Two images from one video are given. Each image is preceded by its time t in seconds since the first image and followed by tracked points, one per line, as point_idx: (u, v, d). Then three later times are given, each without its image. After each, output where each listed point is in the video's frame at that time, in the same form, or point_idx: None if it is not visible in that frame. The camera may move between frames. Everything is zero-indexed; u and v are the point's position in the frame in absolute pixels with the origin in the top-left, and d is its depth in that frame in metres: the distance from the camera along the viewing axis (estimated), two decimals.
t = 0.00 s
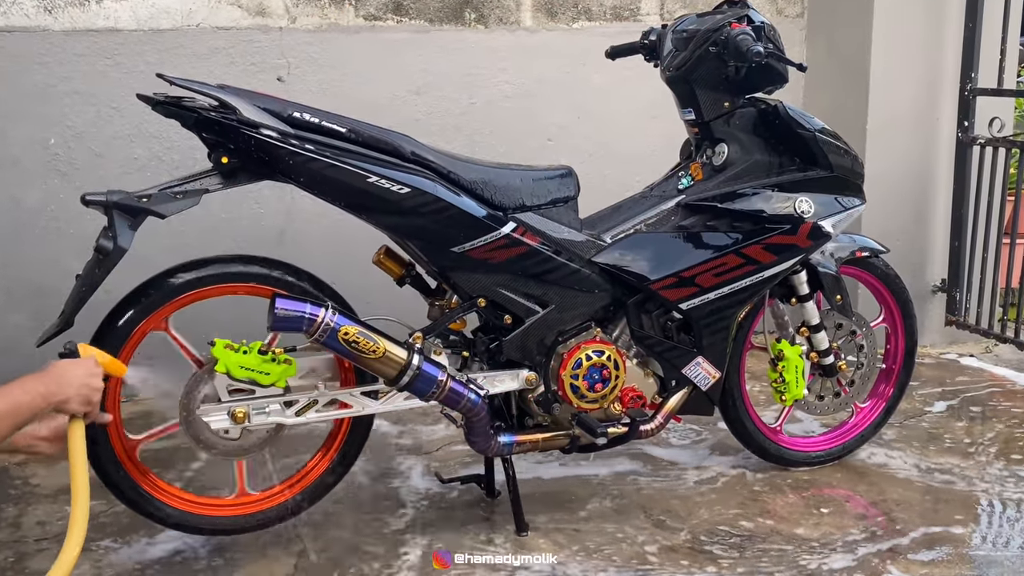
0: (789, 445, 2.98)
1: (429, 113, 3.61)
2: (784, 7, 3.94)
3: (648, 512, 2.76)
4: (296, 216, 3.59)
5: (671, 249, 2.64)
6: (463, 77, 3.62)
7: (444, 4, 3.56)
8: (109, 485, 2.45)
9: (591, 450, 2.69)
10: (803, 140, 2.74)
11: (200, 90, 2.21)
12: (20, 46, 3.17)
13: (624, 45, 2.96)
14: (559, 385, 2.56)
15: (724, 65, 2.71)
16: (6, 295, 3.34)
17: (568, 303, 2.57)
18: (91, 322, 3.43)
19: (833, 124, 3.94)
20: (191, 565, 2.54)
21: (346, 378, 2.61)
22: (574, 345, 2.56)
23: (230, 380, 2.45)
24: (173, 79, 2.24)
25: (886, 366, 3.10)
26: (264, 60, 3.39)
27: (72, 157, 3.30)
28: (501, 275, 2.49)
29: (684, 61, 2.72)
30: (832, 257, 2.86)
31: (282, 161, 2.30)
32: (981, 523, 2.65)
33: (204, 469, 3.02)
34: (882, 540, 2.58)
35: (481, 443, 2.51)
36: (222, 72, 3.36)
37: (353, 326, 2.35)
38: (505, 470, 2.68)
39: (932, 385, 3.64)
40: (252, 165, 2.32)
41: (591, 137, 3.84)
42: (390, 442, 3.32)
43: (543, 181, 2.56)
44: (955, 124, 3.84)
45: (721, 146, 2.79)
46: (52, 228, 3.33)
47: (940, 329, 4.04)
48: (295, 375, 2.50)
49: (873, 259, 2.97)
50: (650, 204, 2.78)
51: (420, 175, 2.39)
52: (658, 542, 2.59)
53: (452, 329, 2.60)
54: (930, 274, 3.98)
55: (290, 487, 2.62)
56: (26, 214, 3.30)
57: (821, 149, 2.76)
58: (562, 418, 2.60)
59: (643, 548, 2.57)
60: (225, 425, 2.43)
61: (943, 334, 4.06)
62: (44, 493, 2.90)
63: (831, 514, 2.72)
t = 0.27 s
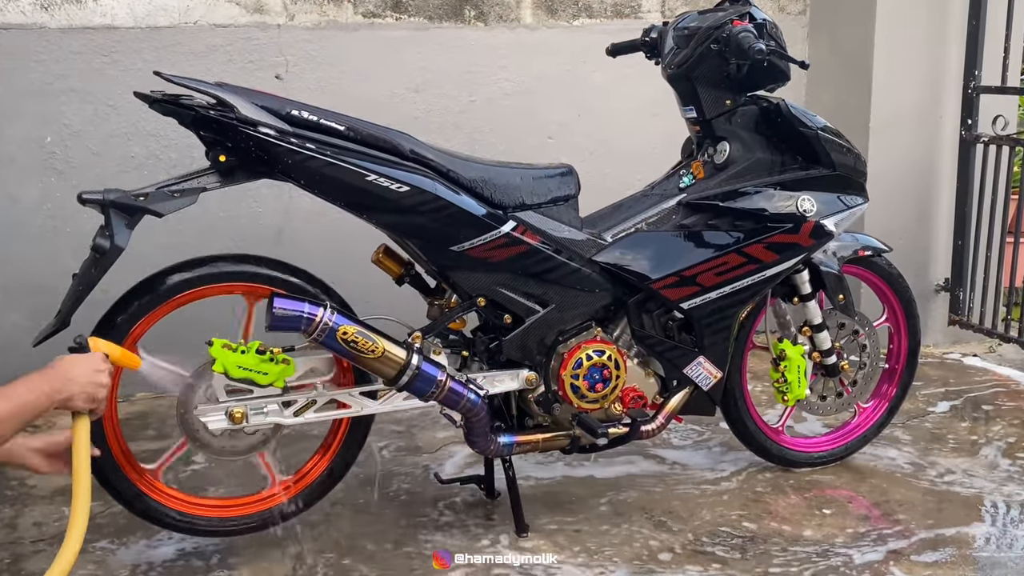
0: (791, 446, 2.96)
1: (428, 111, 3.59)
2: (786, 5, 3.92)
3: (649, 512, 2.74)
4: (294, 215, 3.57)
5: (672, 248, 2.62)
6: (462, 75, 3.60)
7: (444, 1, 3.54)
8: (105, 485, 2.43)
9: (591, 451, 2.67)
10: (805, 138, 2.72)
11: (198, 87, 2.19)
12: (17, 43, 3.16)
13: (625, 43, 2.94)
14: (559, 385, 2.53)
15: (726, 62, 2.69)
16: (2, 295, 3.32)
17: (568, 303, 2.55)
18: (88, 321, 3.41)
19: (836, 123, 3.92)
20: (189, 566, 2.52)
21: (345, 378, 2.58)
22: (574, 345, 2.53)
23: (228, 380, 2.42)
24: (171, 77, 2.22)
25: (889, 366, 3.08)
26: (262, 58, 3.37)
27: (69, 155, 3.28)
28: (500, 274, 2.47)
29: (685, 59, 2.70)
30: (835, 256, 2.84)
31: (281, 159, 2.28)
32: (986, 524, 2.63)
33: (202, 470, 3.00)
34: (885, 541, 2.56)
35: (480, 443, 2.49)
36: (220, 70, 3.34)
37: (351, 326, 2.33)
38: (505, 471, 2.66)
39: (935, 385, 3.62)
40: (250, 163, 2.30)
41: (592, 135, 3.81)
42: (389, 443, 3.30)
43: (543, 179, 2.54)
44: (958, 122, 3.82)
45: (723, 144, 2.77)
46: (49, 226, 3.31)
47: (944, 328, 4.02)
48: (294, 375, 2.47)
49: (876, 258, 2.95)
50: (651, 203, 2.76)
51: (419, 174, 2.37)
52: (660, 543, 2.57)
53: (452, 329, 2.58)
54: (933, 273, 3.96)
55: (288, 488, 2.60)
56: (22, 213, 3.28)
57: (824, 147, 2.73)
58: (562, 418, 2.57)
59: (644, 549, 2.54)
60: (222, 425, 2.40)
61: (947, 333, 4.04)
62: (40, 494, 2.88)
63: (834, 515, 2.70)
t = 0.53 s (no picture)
0: (793, 446, 2.94)
1: (428, 109, 3.57)
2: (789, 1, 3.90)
3: (650, 513, 2.72)
4: (293, 214, 3.55)
5: (674, 247, 2.59)
6: (462, 72, 3.58)
7: None
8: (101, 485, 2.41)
9: (592, 451, 2.65)
10: (807, 136, 2.70)
11: (195, 84, 2.17)
12: (13, 40, 3.14)
13: (625, 40, 2.91)
14: (560, 385, 2.51)
15: (728, 59, 2.66)
16: None
17: (569, 302, 2.52)
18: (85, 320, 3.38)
19: (838, 121, 3.90)
20: (185, 567, 2.50)
21: (344, 378, 2.56)
22: (575, 345, 2.51)
23: (226, 380, 2.40)
24: (169, 74, 2.20)
25: (892, 366, 3.06)
26: (260, 55, 3.35)
27: (65, 153, 3.26)
28: (500, 273, 2.45)
29: (687, 56, 2.68)
30: (837, 255, 2.82)
31: (279, 157, 2.26)
32: (990, 526, 2.61)
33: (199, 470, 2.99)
34: (888, 542, 2.54)
35: (480, 444, 2.47)
36: (218, 68, 3.32)
37: (350, 325, 2.31)
38: (505, 472, 2.64)
39: (938, 385, 3.60)
40: (248, 161, 2.28)
41: (592, 133, 3.79)
42: (388, 443, 3.28)
43: (543, 177, 2.52)
44: (962, 120, 3.80)
45: (724, 141, 2.75)
46: (45, 225, 3.29)
47: (947, 327, 4.00)
48: (292, 375, 2.45)
49: (878, 257, 2.92)
50: (651, 201, 2.74)
51: (418, 172, 2.35)
52: (661, 545, 2.55)
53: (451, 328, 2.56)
54: (936, 272, 3.94)
55: (286, 488, 2.58)
56: (19, 211, 3.26)
57: (826, 145, 2.71)
58: (563, 418, 2.55)
59: (645, 551, 2.52)
60: (220, 425, 2.39)
61: (950, 333, 4.02)
62: (37, 494, 2.86)
63: (836, 516, 2.68)
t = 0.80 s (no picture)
0: (796, 447, 2.92)
1: (427, 107, 3.55)
2: None
3: (651, 514, 2.70)
4: (291, 213, 3.53)
5: (675, 246, 2.57)
6: (462, 70, 3.56)
7: None
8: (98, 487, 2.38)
9: (592, 452, 2.62)
10: (809, 134, 2.68)
11: (193, 82, 2.15)
12: (9, 38, 3.12)
13: (626, 38, 2.89)
14: (560, 385, 2.49)
15: (730, 57, 2.64)
16: None
17: (569, 301, 2.50)
18: (82, 320, 3.36)
19: (841, 119, 3.88)
20: (182, 569, 2.48)
21: (342, 378, 2.54)
22: (575, 344, 2.49)
23: (224, 380, 2.38)
24: (166, 72, 2.18)
25: (895, 366, 3.04)
26: (258, 53, 3.33)
27: (62, 151, 3.24)
28: (500, 272, 2.42)
29: (688, 53, 2.65)
30: (839, 254, 2.79)
31: (277, 155, 2.23)
32: (994, 527, 2.59)
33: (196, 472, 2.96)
34: (891, 544, 2.51)
35: (480, 445, 2.44)
36: (215, 65, 3.30)
37: (349, 325, 2.29)
38: (505, 472, 2.62)
39: (941, 385, 3.58)
40: (246, 160, 2.26)
41: (593, 131, 3.77)
42: (387, 444, 3.26)
43: (544, 176, 2.50)
44: (965, 118, 3.78)
45: (726, 139, 2.72)
46: (41, 224, 3.27)
47: (951, 327, 3.98)
48: (291, 375, 2.42)
49: (881, 256, 2.90)
50: (652, 200, 2.72)
51: (417, 170, 2.33)
52: (663, 546, 2.53)
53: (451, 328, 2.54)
54: (939, 272, 3.92)
55: (284, 490, 2.56)
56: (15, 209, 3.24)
57: (829, 143, 2.69)
58: (563, 419, 2.53)
59: (647, 552, 2.50)
60: (218, 426, 2.37)
61: (953, 333, 4.00)
62: (33, 496, 2.83)
63: (839, 517, 2.66)
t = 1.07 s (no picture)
0: (798, 447, 2.90)
1: (426, 105, 3.53)
2: None
3: (652, 515, 2.68)
4: (289, 212, 3.51)
5: (676, 245, 2.55)
6: (461, 67, 3.54)
7: None
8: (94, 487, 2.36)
9: (593, 452, 2.60)
10: (811, 131, 2.66)
11: (190, 79, 2.12)
12: (5, 35, 3.10)
13: (627, 35, 2.87)
14: (560, 385, 2.47)
15: (732, 55, 2.62)
16: None
17: (570, 301, 2.48)
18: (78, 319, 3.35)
19: (843, 118, 3.85)
20: (179, 571, 2.46)
21: (340, 377, 2.52)
22: (575, 344, 2.47)
23: (222, 380, 2.36)
24: (164, 70, 2.15)
25: (898, 366, 3.02)
26: (256, 50, 3.31)
27: (59, 150, 3.22)
28: (500, 271, 2.40)
29: (689, 51, 2.63)
30: (842, 253, 2.77)
31: (275, 153, 2.21)
32: (998, 528, 2.57)
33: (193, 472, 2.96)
34: (894, 545, 2.49)
35: (479, 445, 2.42)
36: (213, 63, 3.27)
37: (348, 324, 2.27)
38: (505, 473, 2.59)
39: (943, 385, 3.55)
40: (246, 159, 2.23)
41: (593, 129, 3.75)
42: (386, 444, 3.24)
43: (544, 174, 2.48)
44: (968, 116, 3.76)
45: (727, 138, 2.70)
46: (37, 223, 3.25)
47: (954, 327, 3.97)
48: (289, 374, 2.40)
49: (884, 255, 2.88)
50: (653, 198, 2.70)
51: (417, 168, 2.31)
52: (664, 547, 2.51)
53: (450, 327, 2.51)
54: (943, 271, 3.91)
55: (282, 491, 2.54)
56: (12, 208, 3.22)
57: (831, 141, 2.67)
58: (563, 419, 2.51)
59: (647, 553, 2.48)
60: (215, 426, 2.34)
61: (956, 332, 3.98)
62: (30, 497, 2.81)
63: (841, 518, 2.64)
